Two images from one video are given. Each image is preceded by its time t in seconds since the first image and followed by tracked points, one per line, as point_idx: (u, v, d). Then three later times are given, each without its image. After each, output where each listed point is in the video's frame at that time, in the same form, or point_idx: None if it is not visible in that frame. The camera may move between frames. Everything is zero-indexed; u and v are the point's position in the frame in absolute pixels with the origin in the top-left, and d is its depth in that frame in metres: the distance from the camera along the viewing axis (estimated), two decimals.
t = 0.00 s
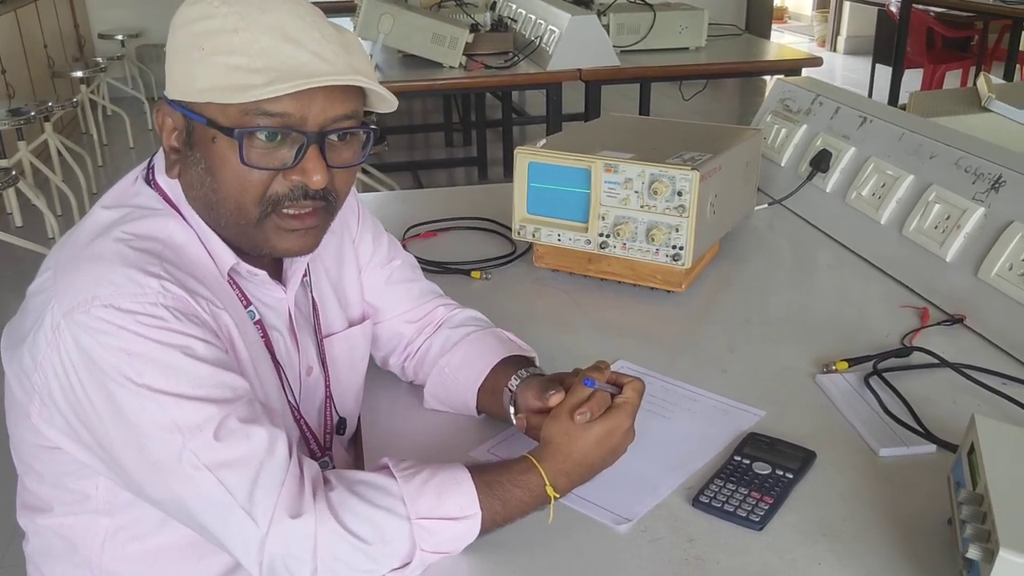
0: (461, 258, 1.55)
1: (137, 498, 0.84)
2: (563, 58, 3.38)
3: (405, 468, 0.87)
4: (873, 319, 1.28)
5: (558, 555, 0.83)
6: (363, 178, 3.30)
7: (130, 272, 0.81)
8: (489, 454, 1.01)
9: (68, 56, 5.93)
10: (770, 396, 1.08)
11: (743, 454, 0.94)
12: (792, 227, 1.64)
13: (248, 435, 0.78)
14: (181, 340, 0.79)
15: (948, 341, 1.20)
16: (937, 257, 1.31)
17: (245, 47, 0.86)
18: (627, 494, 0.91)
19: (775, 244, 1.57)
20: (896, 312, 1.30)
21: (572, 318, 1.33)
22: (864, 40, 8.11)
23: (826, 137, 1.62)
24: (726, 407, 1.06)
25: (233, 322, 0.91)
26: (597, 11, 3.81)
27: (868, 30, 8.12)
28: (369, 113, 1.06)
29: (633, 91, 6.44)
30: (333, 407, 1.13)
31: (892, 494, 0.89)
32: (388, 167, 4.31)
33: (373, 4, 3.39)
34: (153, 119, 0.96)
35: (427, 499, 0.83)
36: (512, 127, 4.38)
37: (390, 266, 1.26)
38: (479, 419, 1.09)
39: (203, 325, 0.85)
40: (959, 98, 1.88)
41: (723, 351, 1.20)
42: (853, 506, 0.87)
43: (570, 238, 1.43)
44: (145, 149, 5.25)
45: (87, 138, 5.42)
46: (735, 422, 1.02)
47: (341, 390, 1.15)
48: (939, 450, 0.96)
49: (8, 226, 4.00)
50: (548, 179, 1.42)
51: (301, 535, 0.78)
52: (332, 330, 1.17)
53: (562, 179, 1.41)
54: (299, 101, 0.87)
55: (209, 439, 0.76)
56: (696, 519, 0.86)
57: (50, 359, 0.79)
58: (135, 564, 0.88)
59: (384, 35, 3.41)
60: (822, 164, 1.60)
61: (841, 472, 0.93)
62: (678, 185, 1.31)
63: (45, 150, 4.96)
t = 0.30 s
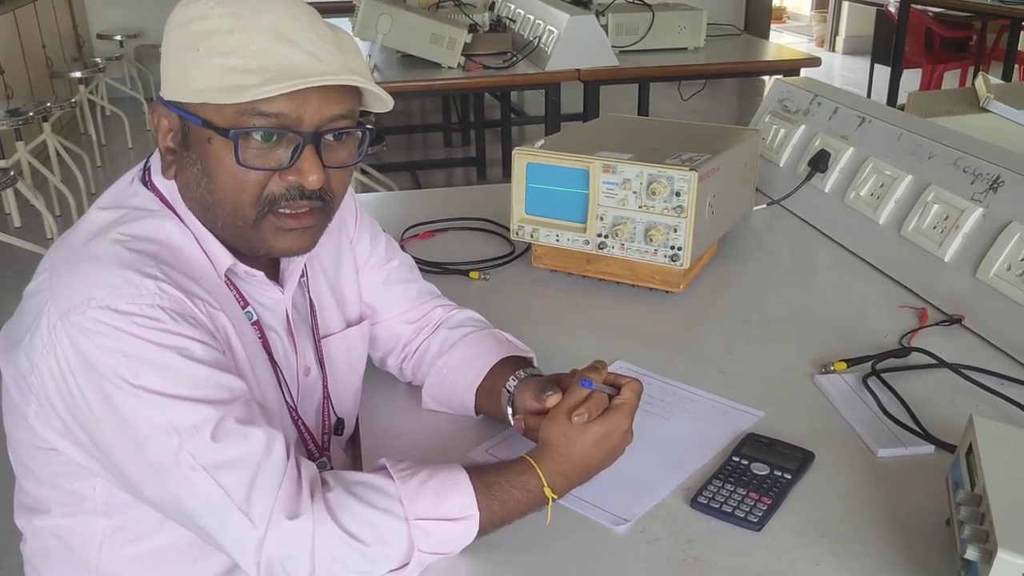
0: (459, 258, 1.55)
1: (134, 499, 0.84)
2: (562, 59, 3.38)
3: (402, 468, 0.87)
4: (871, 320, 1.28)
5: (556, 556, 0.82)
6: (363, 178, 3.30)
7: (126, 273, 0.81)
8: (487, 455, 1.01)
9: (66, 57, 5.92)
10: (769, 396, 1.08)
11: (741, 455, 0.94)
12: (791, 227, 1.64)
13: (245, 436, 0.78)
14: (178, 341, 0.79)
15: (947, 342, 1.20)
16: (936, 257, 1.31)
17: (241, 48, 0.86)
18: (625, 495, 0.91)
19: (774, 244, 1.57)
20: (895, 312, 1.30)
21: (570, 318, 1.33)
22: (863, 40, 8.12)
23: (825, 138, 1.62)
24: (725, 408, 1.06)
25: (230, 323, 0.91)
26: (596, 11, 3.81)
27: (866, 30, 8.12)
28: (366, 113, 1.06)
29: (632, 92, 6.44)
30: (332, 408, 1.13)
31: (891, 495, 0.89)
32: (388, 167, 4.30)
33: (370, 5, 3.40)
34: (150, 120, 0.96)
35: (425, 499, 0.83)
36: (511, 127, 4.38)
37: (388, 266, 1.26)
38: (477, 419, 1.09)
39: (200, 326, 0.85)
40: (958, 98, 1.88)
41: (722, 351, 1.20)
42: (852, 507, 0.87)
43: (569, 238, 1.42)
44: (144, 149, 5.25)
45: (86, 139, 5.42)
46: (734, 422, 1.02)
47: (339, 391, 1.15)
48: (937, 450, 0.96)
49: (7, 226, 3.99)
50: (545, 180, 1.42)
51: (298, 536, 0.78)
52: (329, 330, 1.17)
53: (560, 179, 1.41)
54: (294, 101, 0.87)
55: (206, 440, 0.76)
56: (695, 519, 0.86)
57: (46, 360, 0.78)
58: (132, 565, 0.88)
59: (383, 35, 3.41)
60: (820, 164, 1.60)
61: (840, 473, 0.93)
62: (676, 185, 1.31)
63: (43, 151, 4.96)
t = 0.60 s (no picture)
0: (459, 258, 1.55)
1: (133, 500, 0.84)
2: (561, 58, 3.38)
3: (402, 468, 0.87)
4: (872, 319, 1.28)
5: (556, 556, 0.82)
6: (363, 177, 3.30)
7: (125, 273, 0.81)
8: (487, 454, 1.01)
9: (66, 56, 5.92)
10: (769, 396, 1.08)
11: (742, 454, 0.94)
12: (791, 226, 1.64)
13: (245, 436, 0.78)
14: (177, 341, 0.79)
15: (947, 341, 1.20)
16: (936, 256, 1.31)
17: (240, 46, 0.86)
18: (626, 495, 0.91)
19: (774, 244, 1.57)
20: (895, 311, 1.30)
21: (571, 318, 1.33)
22: (863, 40, 8.12)
23: (825, 137, 1.62)
24: (725, 407, 1.05)
25: (229, 323, 0.91)
26: (596, 11, 3.81)
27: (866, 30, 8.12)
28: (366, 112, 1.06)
29: (632, 91, 6.44)
30: (331, 408, 1.13)
31: (892, 495, 0.89)
32: (387, 166, 4.30)
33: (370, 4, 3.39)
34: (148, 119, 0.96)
35: (425, 499, 0.83)
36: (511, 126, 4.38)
37: (388, 266, 1.26)
38: (477, 419, 1.09)
39: (199, 325, 0.84)
40: (957, 98, 1.88)
41: (722, 350, 1.20)
42: (853, 507, 0.87)
43: (569, 238, 1.42)
44: (143, 149, 5.24)
45: (85, 138, 5.42)
46: (733, 421, 1.02)
47: (339, 391, 1.15)
48: (938, 450, 0.96)
49: (6, 225, 3.99)
50: (546, 179, 1.42)
51: (298, 536, 0.78)
52: (329, 330, 1.17)
53: (560, 178, 1.41)
54: (293, 100, 0.86)
55: (205, 440, 0.75)
56: (695, 519, 0.86)
57: (45, 360, 0.78)
58: (131, 565, 0.88)
59: (383, 34, 3.41)
60: (820, 164, 1.60)
61: (840, 472, 0.93)
62: (677, 184, 1.31)
63: (43, 150, 4.96)
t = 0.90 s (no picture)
0: (458, 258, 1.55)
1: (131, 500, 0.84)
2: (560, 58, 3.38)
3: (400, 470, 0.87)
4: (870, 319, 1.28)
5: (555, 556, 0.82)
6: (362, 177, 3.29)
7: (123, 274, 0.81)
8: (485, 455, 1.01)
9: (65, 56, 5.92)
10: (767, 396, 1.08)
11: (740, 455, 0.94)
12: (790, 226, 1.64)
13: (242, 437, 0.78)
14: (175, 342, 0.79)
15: (945, 341, 1.20)
16: (934, 256, 1.31)
17: (237, 46, 0.85)
18: (624, 496, 0.91)
19: (773, 244, 1.57)
20: (893, 311, 1.30)
21: (569, 318, 1.33)
22: (862, 40, 8.13)
23: (824, 137, 1.62)
24: (723, 407, 1.05)
25: (227, 324, 0.91)
26: (595, 11, 3.81)
27: (865, 30, 8.12)
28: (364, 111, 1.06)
29: (632, 91, 6.44)
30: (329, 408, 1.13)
31: (890, 495, 0.89)
32: (387, 166, 4.30)
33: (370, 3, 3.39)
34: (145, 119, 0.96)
35: (423, 500, 0.83)
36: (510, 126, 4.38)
37: (386, 266, 1.26)
38: (476, 419, 1.09)
39: (196, 326, 0.84)
40: (956, 98, 1.88)
41: (721, 351, 1.20)
42: (851, 507, 0.87)
43: (567, 238, 1.42)
44: (142, 149, 5.24)
45: (84, 138, 5.42)
46: (732, 422, 1.02)
47: (337, 392, 1.15)
48: (936, 450, 0.96)
49: (4, 226, 3.98)
50: (545, 179, 1.42)
51: (296, 536, 0.78)
52: (328, 330, 1.17)
53: (558, 178, 1.41)
54: (291, 100, 0.87)
55: (203, 441, 0.75)
56: (693, 520, 0.86)
57: (43, 361, 0.78)
58: (129, 566, 0.88)
59: (381, 35, 3.40)
60: (818, 164, 1.60)
61: (838, 473, 0.93)
62: (675, 184, 1.31)
63: (42, 150, 4.96)
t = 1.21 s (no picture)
0: (457, 258, 1.55)
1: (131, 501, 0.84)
2: (559, 58, 3.38)
3: (398, 468, 0.87)
4: (869, 318, 1.28)
5: (553, 555, 0.82)
6: (362, 178, 3.29)
7: (120, 278, 0.81)
8: (484, 454, 1.01)
9: (65, 56, 5.92)
10: (766, 395, 1.08)
11: (739, 454, 0.94)
12: (789, 226, 1.64)
13: (241, 439, 0.78)
14: (172, 345, 0.79)
15: (944, 340, 1.20)
16: (933, 255, 1.31)
17: (227, 39, 0.85)
18: (623, 495, 0.91)
19: (772, 243, 1.57)
20: (892, 311, 1.30)
21: (568, 317, 1.33)
22: (861, 39, 8.13)
23: (823, 137, 1.62)
24: (722, 407, 1.06)
25: (224, 326, 0.91)
26: (593, 10, 3.81)
27: (865, 29, 8.12)
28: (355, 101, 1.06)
29: (631, 91, 6.44)
30: (328, 406, 1.13)
31: (888, 494, 0.89)
32: (386, 166, 4.30)
33: (370, 2, 3.39)
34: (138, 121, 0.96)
35: (421, 498, 0.84)
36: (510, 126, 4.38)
37: (382, 266, 1.26)
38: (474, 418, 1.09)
39: (193, 328, 0.84)
40: (954, 97, 1.88)
41: (719, 350, 1.20)
42: (849, 506, 0.87)
43: (566, 237, 1.42)
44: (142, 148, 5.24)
45: (83, 138, 5.41)
46: (730, 421, 1.02)
47: (336, 391, 1.15)
48: (934, 449, 0.96)
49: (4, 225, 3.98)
50: (543, 178, 1.42)
51: (294, 536, 0.78)
52: (325, 330, 1.17)
53: (557, 178, 1.41)
54: (283, 88, 0.87)
55: (201, 443, 0.76)
56: (692, 519, 0.86)
57: (40, 365, 0.78)
58: (127, 567, 0.88)
59: (381, 34, 3.40)
60: (817, 163, 1.60)
61: (836, 472, 0.93)
62: (674, 184, 1.31)
63: (42, 150, 4.96)
